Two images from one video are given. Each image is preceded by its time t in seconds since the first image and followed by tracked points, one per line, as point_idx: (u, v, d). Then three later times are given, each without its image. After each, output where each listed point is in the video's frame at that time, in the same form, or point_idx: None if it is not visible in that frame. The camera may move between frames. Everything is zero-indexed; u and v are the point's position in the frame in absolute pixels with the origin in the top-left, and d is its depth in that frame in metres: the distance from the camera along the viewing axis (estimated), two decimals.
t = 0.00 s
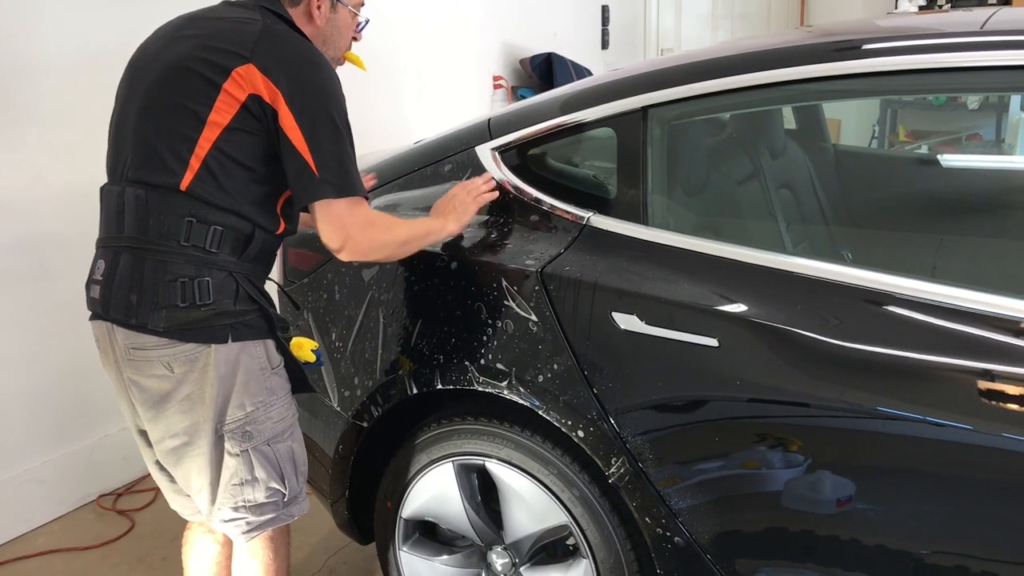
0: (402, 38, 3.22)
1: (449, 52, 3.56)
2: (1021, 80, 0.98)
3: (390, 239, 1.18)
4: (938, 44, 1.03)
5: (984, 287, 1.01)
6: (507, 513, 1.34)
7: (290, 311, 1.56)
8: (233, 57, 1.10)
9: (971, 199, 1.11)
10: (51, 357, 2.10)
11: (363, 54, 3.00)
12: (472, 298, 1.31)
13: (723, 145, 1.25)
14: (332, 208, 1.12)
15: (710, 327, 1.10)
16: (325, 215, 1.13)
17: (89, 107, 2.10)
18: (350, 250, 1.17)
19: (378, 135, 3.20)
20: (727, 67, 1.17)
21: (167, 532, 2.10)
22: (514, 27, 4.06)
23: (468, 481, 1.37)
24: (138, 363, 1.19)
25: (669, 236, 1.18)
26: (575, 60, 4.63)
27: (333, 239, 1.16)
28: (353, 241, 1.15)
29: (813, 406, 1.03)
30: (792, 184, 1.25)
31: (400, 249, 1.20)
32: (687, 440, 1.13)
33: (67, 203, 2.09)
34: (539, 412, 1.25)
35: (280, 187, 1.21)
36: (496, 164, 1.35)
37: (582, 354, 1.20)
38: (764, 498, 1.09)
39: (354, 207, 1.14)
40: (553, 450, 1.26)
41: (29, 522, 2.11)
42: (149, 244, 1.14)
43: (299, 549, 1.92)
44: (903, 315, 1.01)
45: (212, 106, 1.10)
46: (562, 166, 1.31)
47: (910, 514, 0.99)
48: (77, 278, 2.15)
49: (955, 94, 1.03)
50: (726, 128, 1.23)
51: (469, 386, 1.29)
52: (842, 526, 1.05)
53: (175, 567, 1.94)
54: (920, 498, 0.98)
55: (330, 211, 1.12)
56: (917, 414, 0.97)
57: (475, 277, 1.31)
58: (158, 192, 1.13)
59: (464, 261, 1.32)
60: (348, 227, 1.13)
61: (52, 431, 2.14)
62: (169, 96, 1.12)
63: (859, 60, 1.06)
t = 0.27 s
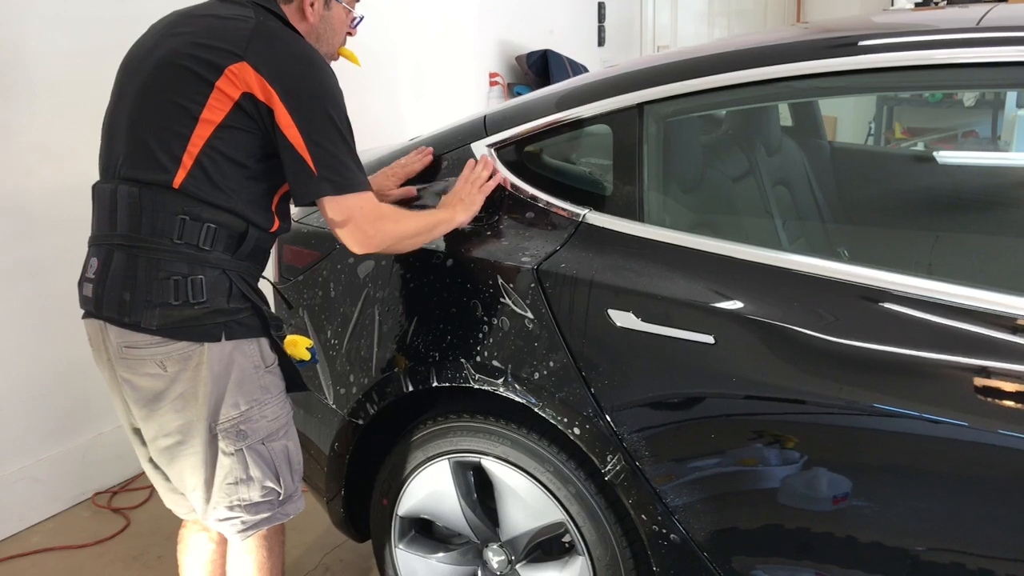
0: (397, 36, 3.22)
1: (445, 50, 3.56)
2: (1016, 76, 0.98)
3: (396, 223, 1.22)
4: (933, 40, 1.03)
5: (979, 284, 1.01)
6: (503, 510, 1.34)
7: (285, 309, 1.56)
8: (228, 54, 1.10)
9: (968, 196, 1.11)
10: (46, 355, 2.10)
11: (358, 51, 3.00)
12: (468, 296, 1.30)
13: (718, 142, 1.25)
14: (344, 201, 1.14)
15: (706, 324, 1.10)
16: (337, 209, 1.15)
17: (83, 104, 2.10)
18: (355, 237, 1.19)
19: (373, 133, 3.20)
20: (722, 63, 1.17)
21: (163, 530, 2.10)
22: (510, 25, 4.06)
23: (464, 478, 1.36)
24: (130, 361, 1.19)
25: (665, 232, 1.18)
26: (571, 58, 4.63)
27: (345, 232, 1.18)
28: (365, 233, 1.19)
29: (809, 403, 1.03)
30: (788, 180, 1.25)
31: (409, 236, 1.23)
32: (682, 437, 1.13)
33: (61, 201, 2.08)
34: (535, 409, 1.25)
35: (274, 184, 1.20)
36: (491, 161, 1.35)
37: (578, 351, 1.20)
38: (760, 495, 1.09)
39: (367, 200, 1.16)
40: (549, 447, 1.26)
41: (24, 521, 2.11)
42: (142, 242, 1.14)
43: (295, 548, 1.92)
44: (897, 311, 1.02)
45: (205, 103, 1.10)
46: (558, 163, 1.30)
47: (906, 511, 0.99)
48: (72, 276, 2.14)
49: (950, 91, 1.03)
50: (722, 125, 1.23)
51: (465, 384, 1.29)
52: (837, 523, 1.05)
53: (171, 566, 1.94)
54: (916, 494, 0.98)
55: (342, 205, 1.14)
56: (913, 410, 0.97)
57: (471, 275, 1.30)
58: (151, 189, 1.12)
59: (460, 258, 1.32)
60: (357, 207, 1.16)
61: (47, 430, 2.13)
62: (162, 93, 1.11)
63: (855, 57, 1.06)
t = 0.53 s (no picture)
0: (393, 34, 3.22)
1: (441, 49, 3.56)
2: (1010, 76, 0.98)
3: (398, 221, 1.21)
4: (928, 39, 1.03)
5: (973, 283, 1.01)
6: (499, 509, 1.34)
7: (281, 308, 1.56)
8: (224, 52, 1.10)
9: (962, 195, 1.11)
10: (42, 354, 2.09)
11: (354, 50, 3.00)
12: (464, 295, 1.30)
13: (714, 142, 1.25)
14: (347, 198, 1.14)
15: (702, 323, 1.10)
16: (339, 205, 1.14)
17: (79, 103, 2.09)
18: (356, 234, 1.18)
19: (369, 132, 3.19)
20: (718, 62, 1.17)
21: (158, 529, 2.10)
22: (506, 24, 4.06)
23: (460, 477, 1.36)
24: (126, 359, 1.19)
25: (660, 232, 1.18)
26: (567, 57, 4.62)
27: (346, 229, 1.18)
28: (365, 231, 1.18)
29: (804, 401, 1.04)
30: (783, 179, 1.24)
31: (410, 235, 1.23)
32: (677, 435, 1.14)
33: (57, 200, 2.08)
34: (531, 408, 1.25)
35: (272, 183, 1.20)
36: (487, 160, 1.36)
37: (573, 350, 1.20)
38: (755, 493, 1.10)
39: (369, 197, 1.17)
40: (544, 446, 1.26)
41: (20, 520, 2.10)
42: (138, 241, 1.14)
43: (291, 546, 1.92)
44: (892, 310, 1.02)
45: (201, 101, 1.10)
46: (553, 163, 1.31)
47: (900, 509, 1.00)
48: (68, 275, 2.14)
49: (945, 90, 1.03)
50: (717, 124, 1.23)
51: (460, 383, 1.29)
52: (832, 521, 1.05)
53: (166, 565, 1.94)
54: (910, 493, 0.99)
55: (344, 202, 1.14)
56: (907, 409, 0.98)
57: (466, 274, 1.30)
58: (147, 188, 1.12)
59: (456, 258, 1.32)
60: (357, 201, 1.15)
61: (43, 429, 2.13)
62: (159, 91, 1.11)
63: (850, 56, 1.06)
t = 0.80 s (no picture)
0: (391, 33, 3.21)
1: (438, 48, 3.56)
2: (1008, 76, 0.98)
3: (394, 222, 1.21)
4: (925, 39, 1.03)
5: (970, 282, 1.01)
6: (496, 509, 1.34)
7: (278, 308, 1.55)
8: (224, 51, 1.09)
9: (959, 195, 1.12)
10: (39, 354, 2.09)
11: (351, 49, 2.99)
12: (461, 295, 1.30)
13: (711, 141, 1.25)
14: (344, 200, 1.14)
15: (699, 322, 1.10)
16: (336, 206, 1.15)
17: (76, 102, 2.09)
18: (353, 235, 1.19)
19: (366, 131, 3.19)
20: (716, 62, 1.17)
21: (155, 529, 2.09)
22: (503, 23, 4.06)
23: (457, 477, 1.36)
24: (127, 358, 1.19)
25: (657, 231, 1.18)
26: (564, 56, 4.62)
27: (343, 230, 1.19)
28: (363, 232, 1.19)
29: (801, 400, 1.04)
30: (780, 179, 1.24)
31: (406, 235, 1.23)
32: (675, 435, 1.14)
33: (54, 200, 2.07)
34: (528, 407, 1.25)
35: (272, 183, 1.20)
36: (485, 159, 1.35)
37: (570, 350, 1.20)
38: (752, 493, 1.10)
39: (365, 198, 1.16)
40: (541, 446, 1.26)
41: (16, 519, 2.10)
42: (139, 239, 1.13)
43: (288, 546, 1.92)
44: (889, 309, 1.02)
45: (202, 100, 1.10)
46: (550, 162, 1.31)
47: (897, 508, 1.00)
48: (65, 275, 2.13)
49: (942, 90, 1.03)
50: (714, 124, 1.23)
51: (457, 382, 1.29)
52: (829, 520, 1.05)
53: (164, 564, 1.93)
54: (907, 492, 0.99)
55: (341, 203, 1.14)
56: (904, 408, 0.98)
57: (463, 273, 1.30)
58: (148, 187, 1.12)
59: (453, 257, 1.32)
60: (354, 202, 1.15)
61: (39, 429, 2.12)
62: (159, 89, 1.11)
63: (848, 55, 1.07)
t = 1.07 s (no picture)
0: (388, 31, 3.21)
1: (436, 47, 3.56)
2: (1006, 74, 0.98)
3: (390, 221, 1.21)
4: (923, 37, 1.03)
5: (967, 280, 1.01)
6: (494, 507, 1.34)
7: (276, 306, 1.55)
8: (225, 48, 1.09)
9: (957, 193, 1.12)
10: (37, 352, 2.09)
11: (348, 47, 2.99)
12: (459, 293, 1.30)
13: (709, 139, 1.25)
14: (339, 200, 1.13)
15: (698, 320, 1.10)
16: (331, 207, 1.14)
17: (74, 99, 2.08)
18: (350, 236, 1.18)
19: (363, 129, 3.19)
20: (715, 60, 1.17)
21: (153, 528, 2.09)
22: (501, 22, 4.05)
23: (455, 475, 1.36)
24: (129, 356, 1.19)
25: (655, 229, 1.19)
26: (562, 55, 4.62)
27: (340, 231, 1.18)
28: (359, 232, 1.18)
29: (800, 398, 1.04)
30: (778, 177, 1.25)
31: (403, 235, 1.23)
32: (673, 432, 1.14)
33: (52, 198, 2.07)
34: (527, 405, 1.25)
35: (273, 181, 1.20)
36: (484, 158, 1.35)
37: (568, 348, 1.20)
38: (751, 490, 1.10)
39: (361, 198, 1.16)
40: (539, 444, 1.26)
41: (13, 518, 2.09)
42: (142, 236, 1.13)
43: (286, 544, 1.91)
44: (887, 307, 1.02)
45: (204, 98, 1.09)
46: (549, 160, 1.31)
47: (894, 506, 1.00)
48: (63, 273, 2.13)
49: (939, 87, 1.03)
50: (713, 122, 1.23)
51: (456, 381, 1.29)
52: (828, 518, 1.05)
53: (161, 563, 1.93)
54: (905, 490, 0.99)
55: (337, 204, 1.14)
56: (901, 406, 0.98)
57: (462, 272, 1.30)
58: (149, 184, 1.12)
59: (451, 256, 1.32)
60: (351, 203, 1.15)
61: (37, 427, 2.12)
62: (160, 87, 1.11)
63: (846, 54, 1.07)
